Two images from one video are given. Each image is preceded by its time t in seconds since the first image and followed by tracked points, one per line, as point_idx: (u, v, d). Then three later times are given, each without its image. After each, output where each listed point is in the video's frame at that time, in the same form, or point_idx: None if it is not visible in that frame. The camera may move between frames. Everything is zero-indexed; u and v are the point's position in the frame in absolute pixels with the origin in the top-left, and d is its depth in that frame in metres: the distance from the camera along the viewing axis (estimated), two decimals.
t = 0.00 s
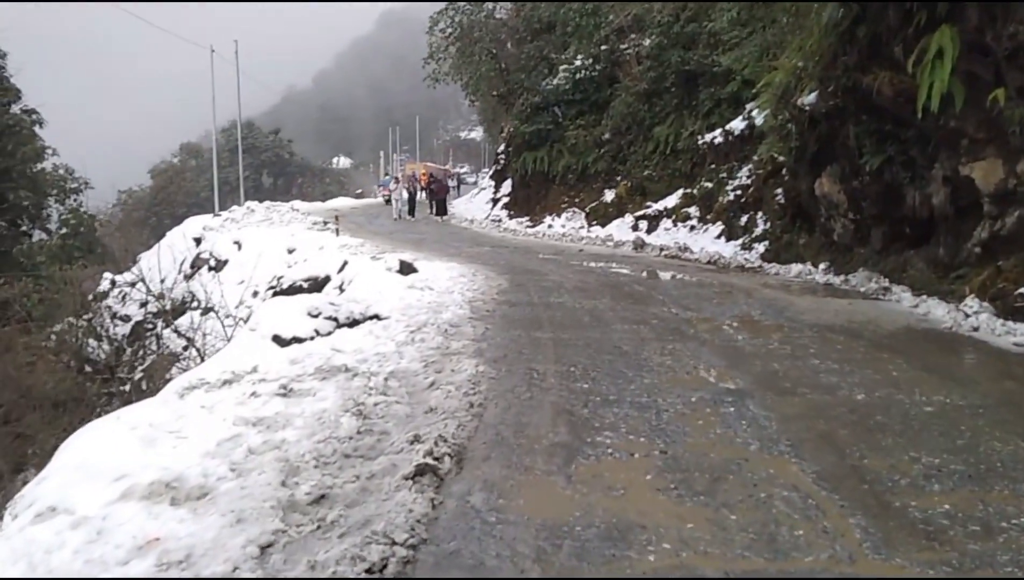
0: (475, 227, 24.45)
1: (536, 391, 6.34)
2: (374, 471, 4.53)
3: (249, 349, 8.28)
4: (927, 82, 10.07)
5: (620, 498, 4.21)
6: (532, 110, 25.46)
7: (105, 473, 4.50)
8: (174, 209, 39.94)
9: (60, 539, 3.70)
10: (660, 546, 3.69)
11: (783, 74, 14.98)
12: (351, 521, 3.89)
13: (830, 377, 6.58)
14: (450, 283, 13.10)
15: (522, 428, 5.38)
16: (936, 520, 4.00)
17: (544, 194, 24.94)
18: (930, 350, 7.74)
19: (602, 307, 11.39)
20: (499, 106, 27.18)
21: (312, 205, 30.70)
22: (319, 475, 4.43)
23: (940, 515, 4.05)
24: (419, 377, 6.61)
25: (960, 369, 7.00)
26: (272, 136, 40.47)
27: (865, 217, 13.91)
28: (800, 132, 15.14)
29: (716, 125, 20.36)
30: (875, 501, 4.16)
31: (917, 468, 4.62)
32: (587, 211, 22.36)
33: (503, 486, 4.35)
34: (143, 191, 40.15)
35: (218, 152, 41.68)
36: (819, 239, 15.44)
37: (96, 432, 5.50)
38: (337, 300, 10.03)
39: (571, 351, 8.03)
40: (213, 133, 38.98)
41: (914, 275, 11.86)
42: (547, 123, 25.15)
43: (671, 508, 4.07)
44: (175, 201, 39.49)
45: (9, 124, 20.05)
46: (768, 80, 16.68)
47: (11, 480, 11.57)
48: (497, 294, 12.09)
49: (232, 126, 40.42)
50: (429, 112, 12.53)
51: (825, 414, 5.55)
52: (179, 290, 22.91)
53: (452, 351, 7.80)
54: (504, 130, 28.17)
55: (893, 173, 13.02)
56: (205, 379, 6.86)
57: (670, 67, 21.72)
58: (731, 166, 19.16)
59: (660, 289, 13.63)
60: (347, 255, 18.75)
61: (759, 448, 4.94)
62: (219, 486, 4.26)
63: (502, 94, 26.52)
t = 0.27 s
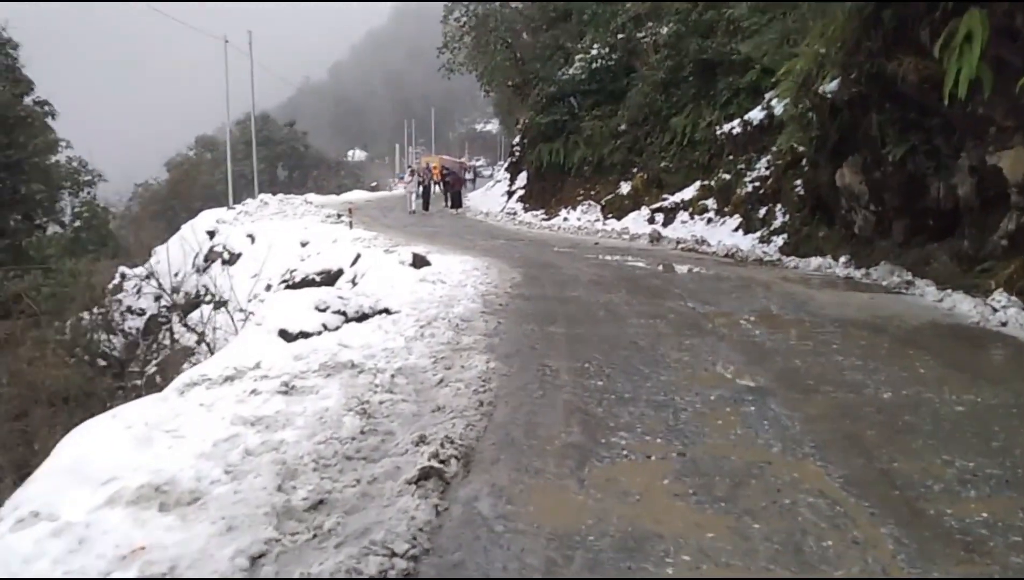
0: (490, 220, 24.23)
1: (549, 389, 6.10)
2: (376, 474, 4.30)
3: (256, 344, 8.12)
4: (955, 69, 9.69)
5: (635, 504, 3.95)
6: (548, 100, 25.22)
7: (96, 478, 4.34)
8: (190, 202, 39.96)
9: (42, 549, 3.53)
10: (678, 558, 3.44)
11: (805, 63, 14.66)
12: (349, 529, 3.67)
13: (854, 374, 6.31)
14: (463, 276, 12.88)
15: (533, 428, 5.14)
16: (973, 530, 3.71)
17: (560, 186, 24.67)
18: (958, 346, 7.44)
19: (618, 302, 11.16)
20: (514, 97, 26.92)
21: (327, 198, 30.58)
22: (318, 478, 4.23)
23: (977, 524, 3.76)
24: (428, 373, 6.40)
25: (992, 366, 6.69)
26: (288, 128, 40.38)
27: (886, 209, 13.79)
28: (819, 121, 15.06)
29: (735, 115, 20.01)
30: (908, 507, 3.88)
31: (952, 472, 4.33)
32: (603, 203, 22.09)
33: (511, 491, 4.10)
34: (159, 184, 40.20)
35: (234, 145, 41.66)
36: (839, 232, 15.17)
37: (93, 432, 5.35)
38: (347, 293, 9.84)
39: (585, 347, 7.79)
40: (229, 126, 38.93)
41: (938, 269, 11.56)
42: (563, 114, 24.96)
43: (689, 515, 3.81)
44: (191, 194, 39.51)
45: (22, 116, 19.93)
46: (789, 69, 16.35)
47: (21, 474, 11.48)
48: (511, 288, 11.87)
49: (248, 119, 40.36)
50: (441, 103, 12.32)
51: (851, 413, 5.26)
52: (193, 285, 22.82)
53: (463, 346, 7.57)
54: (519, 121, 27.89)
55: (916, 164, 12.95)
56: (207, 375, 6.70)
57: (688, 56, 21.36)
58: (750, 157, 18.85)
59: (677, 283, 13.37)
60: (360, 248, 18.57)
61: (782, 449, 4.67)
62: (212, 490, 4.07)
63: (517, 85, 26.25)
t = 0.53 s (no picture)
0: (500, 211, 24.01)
1: (557, 391, 5.86)
2: (373, 485, 4.07)
3: (257, 341, 7.93)
4: (979, 55, 9.36)
5: (646, 519, 3.70)
6: (559, 90, 25.00)
7: (80, 488, 4.15)
8: (202, 193, 39.90)
9: (17, 568, 3.35)
10: None
11: (822, 48, 14.17)
12: (341, 547, 3.45)
13: (875, 373, 6.03)
14: (472, 269, 12.67)
15: (539, 433, 4.91)
16: (1012, 548, 3.45)
17: (571, 177, 24.40)
18: (984, 342, 7.16)
19: (629, 296, 10.93)
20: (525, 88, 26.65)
21: (337, 190, 30.42)
22: (311, 488, 4.01)
23: (1015, 542, 3.50)
24: (431, 373, 6.18)
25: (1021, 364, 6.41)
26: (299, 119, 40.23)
27: (905, 199, 13.51)
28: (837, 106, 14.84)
29: (749, 104, 19.67)
30: (939, 523, 3.62)
31: (984, 483, 4.07)
32: (615, 194, 21.83)
33: (514, 503, 3.86)
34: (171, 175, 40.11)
35: (245, 136, 41.54)
36: (856, 222, 14.88)
37: (82, 436, 5.16)
38: (352, 287, 9.66)
39: (595, 345, 7.56)
40: (240, 118, 38.80)
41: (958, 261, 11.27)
42: (574, 104, 24.91)
43: (703, 531, 3.57)
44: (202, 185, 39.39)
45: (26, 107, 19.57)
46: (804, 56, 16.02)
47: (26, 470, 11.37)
48: (520, 283, 11.64)
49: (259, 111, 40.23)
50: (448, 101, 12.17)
51: (874, 416, 5.00)
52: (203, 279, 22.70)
53: (470, 344, 7.35)
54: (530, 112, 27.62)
55: (937, 153, 12.73)
56: (204, 374, 6.51)
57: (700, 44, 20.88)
58: (764, 146, 18.54)
59: (689, 275, 13.12)
60: (368, 240, 18.38)
61: (801, 455, 4.42)
62: (199, 503, 3.88)
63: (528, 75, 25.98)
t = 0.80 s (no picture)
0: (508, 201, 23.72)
1: (561, 392, 5.59)
2: (362, 497, 3.80)
3: (253, 338, 7.67)
4: (1000, 40, 9.04)
5: (656, 537, 3.44)
6: (566, 79, 24.66)
7: (52, 500, 3.89)
8: (209, 184, 39.71)
9: None
10: None
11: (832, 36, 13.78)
12: (325, 568, 3.18)
13: (897, 374, 5.79)
14: (476, 262, 12.40)
15: (541, 438, 4.64)
16: None
17: (579, 167, 24.05)
18: (1009, 340, 6.86)
19: (638, 290, 10.66)
20: (532, 78, 26.18)
21: (343, 180, 30.16)
22: (297, 500, 3.74)
23: None
24: (430, 374, 5.91)
25: None
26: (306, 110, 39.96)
27: (922, 189, 13.18)
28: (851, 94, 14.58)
29: (759, 92, 19.30)
30: (973, 545, 3.34)
31: (1019, 497, 3.79)
32: (624, 184, 21.50)
33: (514, 519, 3.59)
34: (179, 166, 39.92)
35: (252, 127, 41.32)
36: (870, 214, 14.56)
37: (61, 440, 4.90)
38: (351, 282, 9.39)
39: (601, 342, 7.30)
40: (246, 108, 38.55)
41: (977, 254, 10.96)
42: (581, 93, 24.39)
43: (716, 552, 3.30)
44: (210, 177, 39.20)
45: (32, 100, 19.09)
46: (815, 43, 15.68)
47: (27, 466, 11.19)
48: (525, 276, 11.37)
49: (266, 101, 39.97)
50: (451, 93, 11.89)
51: (896, 421, 4.73)
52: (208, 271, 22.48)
53: (471, 341, 7.09)
54: (537, 102, 27.27)
55: (955, 142, 12.37)
56: (195, 374, 6.24)
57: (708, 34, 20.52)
58: (775, 136, 18.19)
59: (700, 268, 12.81)
60: (373, 231, 18.12)
61: (822, 465, 4.16)
62: (176, 515, 3.61)
63: (534, 63, 25.63)
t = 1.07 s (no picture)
0: (512, 192, 23.42)
1: (562, 396, 5.33)
2: (347, 513, 3.54)
3: (246, 335, 7.38)
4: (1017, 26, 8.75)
5: (662, 558, 3.18)
6: (570, 70, 24.30)
7: (14, 519, 3.63)
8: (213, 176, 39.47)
9: None
10: None
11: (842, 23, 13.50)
12: None
13: (915, 378, 5.53)
14: (479, 256, 12.12)
15: (540, 447, 4.39)
16: None
17: (585, 157, 23.67)
18: None
19: (643, 284, 10.39)
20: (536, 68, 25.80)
21: (346, 172, 29.87)
22: (276, 516, 3.48)
23: None
24: (425, 375, 5.64)
25: None
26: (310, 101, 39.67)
27: (936, 180, 12.86)
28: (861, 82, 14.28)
29: (767, 82, 18.97)
30: (1006, 569, 3.09)
31: None
32: (630, 175, 21.18)
33: (507, 539, 3.34)
34: (184, 158, 39.67)
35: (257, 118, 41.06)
36: (882, 205, 14.25)
37: (35, 449, 4.64)
38: (349, 277, 9.10)
39: (606, 341, 7.05)
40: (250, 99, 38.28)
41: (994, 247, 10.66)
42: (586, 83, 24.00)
43: (727, 577, 3.04)
44: (216, 169, 38.96)
45: (30, 91, 19.01)
46: (825, 31, 15.36)
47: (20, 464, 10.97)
48: (527, 270, 11.09)
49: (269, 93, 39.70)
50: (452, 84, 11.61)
51: (917, 430, 4.48)
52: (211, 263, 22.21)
53: (470, 339, 6.83)
54: (541, 92, 26.92)
55: (969, 132, 12.05)
56: (182, 375, 5.97)
57: (716, 21, 20.51)
58: (784, 126, 17.87)
59: (708, 262, 12.51)
60: (376, 223, 17.85)
61: (839, 476, 3.91)
62: (144, 535, 3.35)
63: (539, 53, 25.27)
